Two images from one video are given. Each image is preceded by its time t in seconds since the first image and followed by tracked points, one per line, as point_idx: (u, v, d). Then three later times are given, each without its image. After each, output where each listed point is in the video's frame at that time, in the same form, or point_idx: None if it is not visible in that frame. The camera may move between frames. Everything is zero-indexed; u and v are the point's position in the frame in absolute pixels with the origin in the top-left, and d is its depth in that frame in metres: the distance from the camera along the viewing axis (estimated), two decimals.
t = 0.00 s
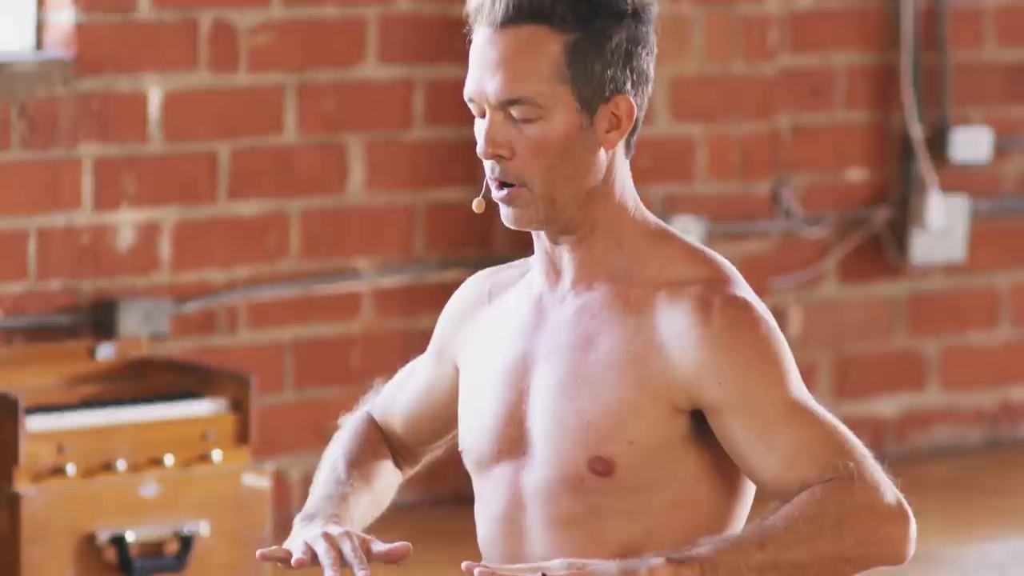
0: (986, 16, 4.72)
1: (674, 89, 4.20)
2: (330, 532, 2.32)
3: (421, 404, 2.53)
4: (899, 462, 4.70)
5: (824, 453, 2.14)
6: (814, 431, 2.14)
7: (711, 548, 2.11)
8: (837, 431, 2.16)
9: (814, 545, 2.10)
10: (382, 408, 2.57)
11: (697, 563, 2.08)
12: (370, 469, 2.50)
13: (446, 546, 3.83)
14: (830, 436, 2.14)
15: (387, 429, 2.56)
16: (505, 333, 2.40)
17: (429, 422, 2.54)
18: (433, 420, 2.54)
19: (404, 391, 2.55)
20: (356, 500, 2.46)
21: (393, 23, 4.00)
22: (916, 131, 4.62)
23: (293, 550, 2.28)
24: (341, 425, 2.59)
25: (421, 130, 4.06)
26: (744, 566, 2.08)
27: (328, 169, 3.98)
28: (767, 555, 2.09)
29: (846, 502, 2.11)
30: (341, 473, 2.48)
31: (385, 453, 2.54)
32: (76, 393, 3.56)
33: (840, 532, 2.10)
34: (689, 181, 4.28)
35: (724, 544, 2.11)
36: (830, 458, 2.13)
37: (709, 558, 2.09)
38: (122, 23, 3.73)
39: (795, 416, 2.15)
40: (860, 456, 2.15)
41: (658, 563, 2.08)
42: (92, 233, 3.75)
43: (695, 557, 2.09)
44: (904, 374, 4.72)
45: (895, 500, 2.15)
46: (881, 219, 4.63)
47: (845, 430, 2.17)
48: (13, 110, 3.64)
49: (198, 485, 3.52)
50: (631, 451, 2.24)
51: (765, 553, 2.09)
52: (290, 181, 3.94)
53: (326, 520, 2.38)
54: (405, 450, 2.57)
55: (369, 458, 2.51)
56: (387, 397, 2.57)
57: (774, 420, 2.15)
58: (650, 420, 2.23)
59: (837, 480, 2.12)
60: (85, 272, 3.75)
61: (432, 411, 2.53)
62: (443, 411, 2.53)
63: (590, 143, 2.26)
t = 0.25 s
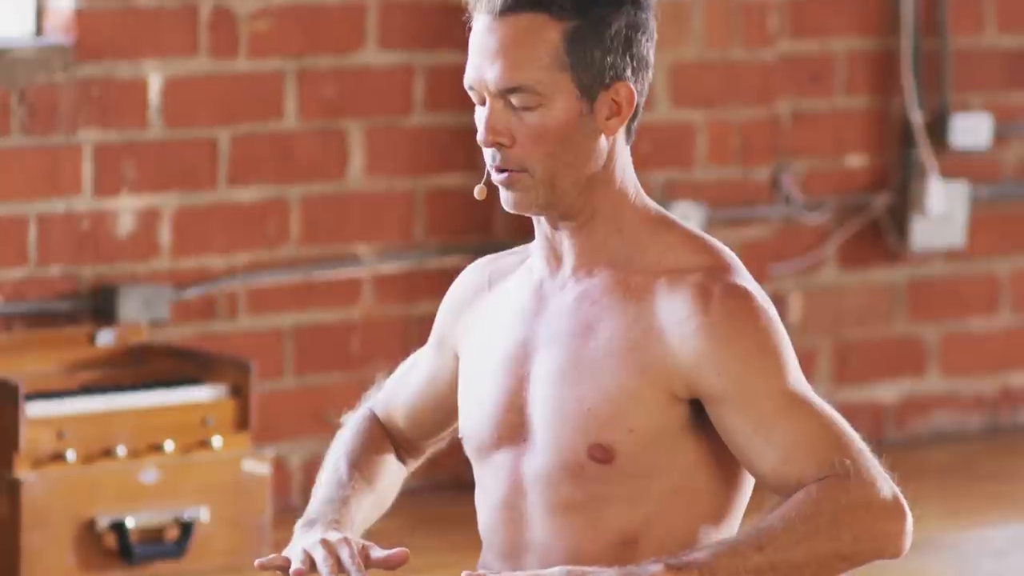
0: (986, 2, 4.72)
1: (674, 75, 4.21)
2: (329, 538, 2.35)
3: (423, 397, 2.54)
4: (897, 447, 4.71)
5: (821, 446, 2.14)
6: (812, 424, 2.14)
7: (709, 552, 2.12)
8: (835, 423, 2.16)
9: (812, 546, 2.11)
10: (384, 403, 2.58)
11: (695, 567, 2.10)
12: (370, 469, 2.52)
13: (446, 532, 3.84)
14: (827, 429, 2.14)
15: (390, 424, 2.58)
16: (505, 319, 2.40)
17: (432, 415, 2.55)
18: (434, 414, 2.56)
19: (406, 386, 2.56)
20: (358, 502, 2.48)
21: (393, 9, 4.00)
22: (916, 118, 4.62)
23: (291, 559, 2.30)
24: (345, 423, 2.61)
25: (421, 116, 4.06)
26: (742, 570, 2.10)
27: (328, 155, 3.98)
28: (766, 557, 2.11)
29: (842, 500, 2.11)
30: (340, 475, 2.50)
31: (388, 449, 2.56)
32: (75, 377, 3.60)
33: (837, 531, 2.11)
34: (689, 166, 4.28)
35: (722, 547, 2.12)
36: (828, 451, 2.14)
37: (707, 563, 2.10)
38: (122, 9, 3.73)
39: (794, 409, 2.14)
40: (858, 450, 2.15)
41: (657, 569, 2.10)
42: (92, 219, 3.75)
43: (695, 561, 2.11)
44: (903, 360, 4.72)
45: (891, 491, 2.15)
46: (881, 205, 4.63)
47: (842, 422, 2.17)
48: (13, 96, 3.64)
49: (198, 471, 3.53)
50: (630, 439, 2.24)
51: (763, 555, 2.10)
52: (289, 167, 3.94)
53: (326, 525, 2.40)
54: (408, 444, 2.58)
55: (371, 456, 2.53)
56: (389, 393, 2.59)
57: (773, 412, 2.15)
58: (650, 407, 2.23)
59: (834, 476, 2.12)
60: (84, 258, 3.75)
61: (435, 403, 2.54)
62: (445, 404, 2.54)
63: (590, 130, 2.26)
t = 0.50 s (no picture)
0: None
1: (674, 55, 4.21)
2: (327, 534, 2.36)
3: (425, 383, 2.54)
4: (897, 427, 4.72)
5: (821, 432, 2.14)
6: (812, 409, 2.14)
7: (710, 546, 2.13)
8: (834, 408, 2.16)
9: (811, 537, 2.12)
10: (387, 391, 2.58)
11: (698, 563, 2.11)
12: (373, 460, 2.52)
13: (447, 511, 3.84)
14: (827, 414, 2.15)
15: (393, 413, 2.57)
16: (506, 300, 2.39)
17: (434, 401, 2.55)
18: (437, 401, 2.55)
19: (409, 373, 2.55)
20: (360, 497, 2.48)
21: None
22: (916, 98, 4.61)
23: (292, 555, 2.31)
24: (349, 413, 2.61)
25: (421, 96, 4.06)
26: (744, 564, 2.11)
27: (328, 135, 3.98)
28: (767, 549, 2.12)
29: (842, 490, 2.12)
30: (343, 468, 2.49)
31: (391, 439, 2.55)
32: (75, 357, 3.61)
33: (837, 520, 2.12)
34: (689, 147, 4.29)
35: (723, 540, 2.14)
36: (827, 438, 2.14)
37: (709, 559, 2.12)
38: None
39: (794, 393, 2.15)
40: (856, 436, 2.16)
41: (659, 567, 2.11)
42: (92, 199, 3.75)
43: (697, 557, 2.12)
44: (903, 340, 4.72)
45: (888, 477, 2.16)
46: (881, 184, 4.63)
47: (842, 407, 2.17)
48: (13, 77, 3.64)
49: (198, 451, 3.55)
50: (631, 419, 2.23)
51: (763, 548, 2.12)
52: (289, 147, 3.94)
53: (327, 522, 2.40)
54: (410, 432, 2.58)
55: (373, 448, 2.53)
56: (392, 381, 2.58)
57: (773, 395, 2.15)
58: (650, 388, 2.22)
59: (833, 465, 2.13)
60: (84, 238, 3.75)
61: (437, 388, 2.53)
62: (446, 390, 2.53)
63: (589, 110, 2.25)
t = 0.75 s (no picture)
0: None
1: (676, 31, 4.25)
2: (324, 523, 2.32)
3: (425, 364, 2.46)
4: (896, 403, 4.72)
5: (820, 412, 2.07)
6: (812, 388, 2.07)
7: (711, 539, 2.06)
8: (833, 387, 2.09)
9: (812, 524, 2.05)
10: (387, 372, 2.51)
11: (698, 558, 2.04)
12: (372, 446, 2.45)
13: (447, 487, 3.85)
14: (825, 394, 2.08)
15: (392, 395, 2.50)
16: (505, 275, 2.31)
17: (434, 381, 2.47)
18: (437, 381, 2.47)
19: (409, 353, 2.48)
20: (358, 484, 2.42)
21: None
22: (916, 74, 4.60)
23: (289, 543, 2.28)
24: (350, 395, 2.54)
25: (421, 73, 4.05)
26: (745, 555, 2.04)
27: (327, 112, 3.97)
28: (768, 539, 2.05)
29: (841, 474, 2.05)
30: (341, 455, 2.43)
31: (390, 422, 2.49)
32: (75, 334, 3.61)
33: (836, 505, 2.05)
34: (689, 123, 4.33)
35: (723, 532, 2.06)
36: (826, 420, 2.07)
37: (710, 552, 2.04)
38: None
39: (794, 371, 2.08)
40: (854, 417, 2.08)
41: (662, 563, 2.03)
42: (92, 175, 3.75)
43: (697, 551, 2.05)
44: (903, 316, 4.72)
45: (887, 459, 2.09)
46: (881, 160, 4.62)
47: (840, 388, 2.10)
48: (13, 53, 3.64)
49: (198, 427, 3.55)
50: (631, 396, 2.16)
51: (764, 538, 2.05)
52: (289, 123, 3.93)
53: (324, 511, 2.35)
54: (410, 414, 2.51)
55: (372, 433, 2.46)
56: (392, 361, 2.51)
57: (773, 374, 2.08)
58: (651, 364, 2.15)
59: (831, 448, 2.06)
60: (84, 214, 3.75)
61: (437, 367, 2.46)
62: (445, 370, 2.46)
63: (591, 86, 2.18)
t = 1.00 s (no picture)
0: None
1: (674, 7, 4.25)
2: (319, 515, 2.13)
3: (425, 345, 2.28)
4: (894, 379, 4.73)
5: (819, 393, 1.94)
6: (811, 367, 1.94)
7: (715, 533, 1.92)
8: (832, 366, 1.96)
9: (813, 513, 1.92)
10: (386, 353, 2.32)
11: (701, 554, 1.90)
12: (371, 432, 2.27)
13: (448, 462, 3.86)
14: (822, 372, 1.95)
15: (393, 378, 2.32)
16: (500, 248, 2.15)
17: (434, 361, 2.29)
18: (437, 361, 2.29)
19: (408, 334, 2.30)
20: (358, 473, 2.23)
21: None
22: (915, 49, 4.60)
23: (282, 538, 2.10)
24: (350, 380, 2.36)
25: (421, 49, 4.05)
26: (748, 549, 1.91)
27: (327, 88, 3.97)
28: (770, 530, 1.92)
29: (839, 459, 1.92)
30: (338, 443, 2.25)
31: (391, 406, 2.30)
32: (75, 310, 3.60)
33: (834, 490, 1.92)
34: (688, 99, 4.33)
35: (725, 525, 1.92)
36: (825, 403, 1.94)
37: (715, 547, 1.91)
38: None
39: (793, 351, 1.94)
40: (852, 398, 1.95)
41: (668, 562, 1.89)
42: (91, 151, 3.74)
43: (699, 548, 1.91)
44: (903, 292, 4.72)
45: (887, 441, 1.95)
46: (881, 136, 4.62)
47: (838, 367, 1.97)
48: (13, 29, 3.63)
49: (197, 403, 3.56)
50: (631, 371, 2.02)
51: (767, 529, 1.92)
52: (288, 99, 3.93)
53: (321, 502, 2.16)
54: (410, 398, 2.32)
55: (371, 417, 2.28)
56: (391, 342, 2.33)
57: (771, 351, 1.95)
58: (651, 339, 2.01)
59: (829, 432, 1.93)
60: (84, 190, 3.75)
61: (437, 348, 2.28)
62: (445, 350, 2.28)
63: (591, 61, 2.03)
